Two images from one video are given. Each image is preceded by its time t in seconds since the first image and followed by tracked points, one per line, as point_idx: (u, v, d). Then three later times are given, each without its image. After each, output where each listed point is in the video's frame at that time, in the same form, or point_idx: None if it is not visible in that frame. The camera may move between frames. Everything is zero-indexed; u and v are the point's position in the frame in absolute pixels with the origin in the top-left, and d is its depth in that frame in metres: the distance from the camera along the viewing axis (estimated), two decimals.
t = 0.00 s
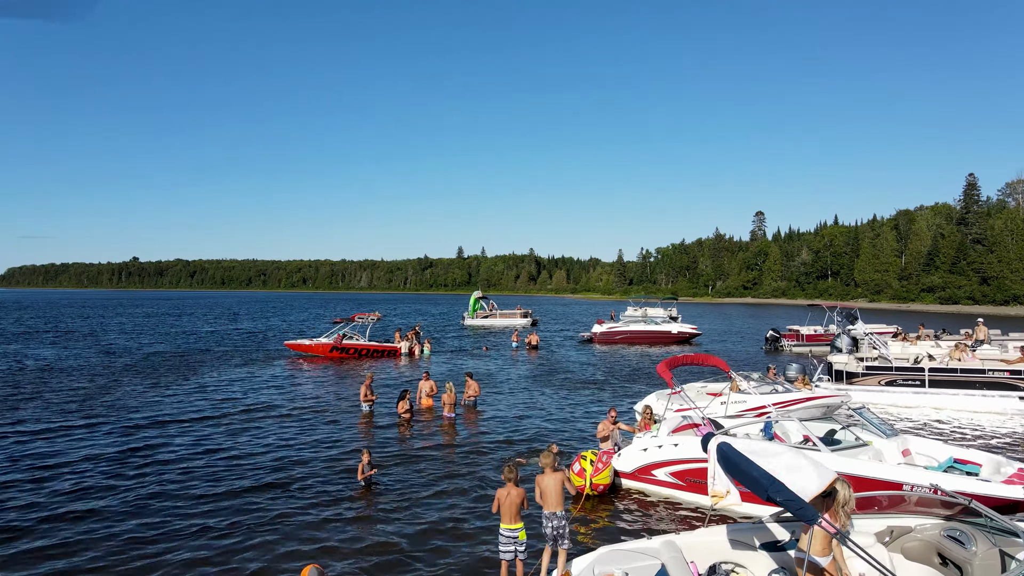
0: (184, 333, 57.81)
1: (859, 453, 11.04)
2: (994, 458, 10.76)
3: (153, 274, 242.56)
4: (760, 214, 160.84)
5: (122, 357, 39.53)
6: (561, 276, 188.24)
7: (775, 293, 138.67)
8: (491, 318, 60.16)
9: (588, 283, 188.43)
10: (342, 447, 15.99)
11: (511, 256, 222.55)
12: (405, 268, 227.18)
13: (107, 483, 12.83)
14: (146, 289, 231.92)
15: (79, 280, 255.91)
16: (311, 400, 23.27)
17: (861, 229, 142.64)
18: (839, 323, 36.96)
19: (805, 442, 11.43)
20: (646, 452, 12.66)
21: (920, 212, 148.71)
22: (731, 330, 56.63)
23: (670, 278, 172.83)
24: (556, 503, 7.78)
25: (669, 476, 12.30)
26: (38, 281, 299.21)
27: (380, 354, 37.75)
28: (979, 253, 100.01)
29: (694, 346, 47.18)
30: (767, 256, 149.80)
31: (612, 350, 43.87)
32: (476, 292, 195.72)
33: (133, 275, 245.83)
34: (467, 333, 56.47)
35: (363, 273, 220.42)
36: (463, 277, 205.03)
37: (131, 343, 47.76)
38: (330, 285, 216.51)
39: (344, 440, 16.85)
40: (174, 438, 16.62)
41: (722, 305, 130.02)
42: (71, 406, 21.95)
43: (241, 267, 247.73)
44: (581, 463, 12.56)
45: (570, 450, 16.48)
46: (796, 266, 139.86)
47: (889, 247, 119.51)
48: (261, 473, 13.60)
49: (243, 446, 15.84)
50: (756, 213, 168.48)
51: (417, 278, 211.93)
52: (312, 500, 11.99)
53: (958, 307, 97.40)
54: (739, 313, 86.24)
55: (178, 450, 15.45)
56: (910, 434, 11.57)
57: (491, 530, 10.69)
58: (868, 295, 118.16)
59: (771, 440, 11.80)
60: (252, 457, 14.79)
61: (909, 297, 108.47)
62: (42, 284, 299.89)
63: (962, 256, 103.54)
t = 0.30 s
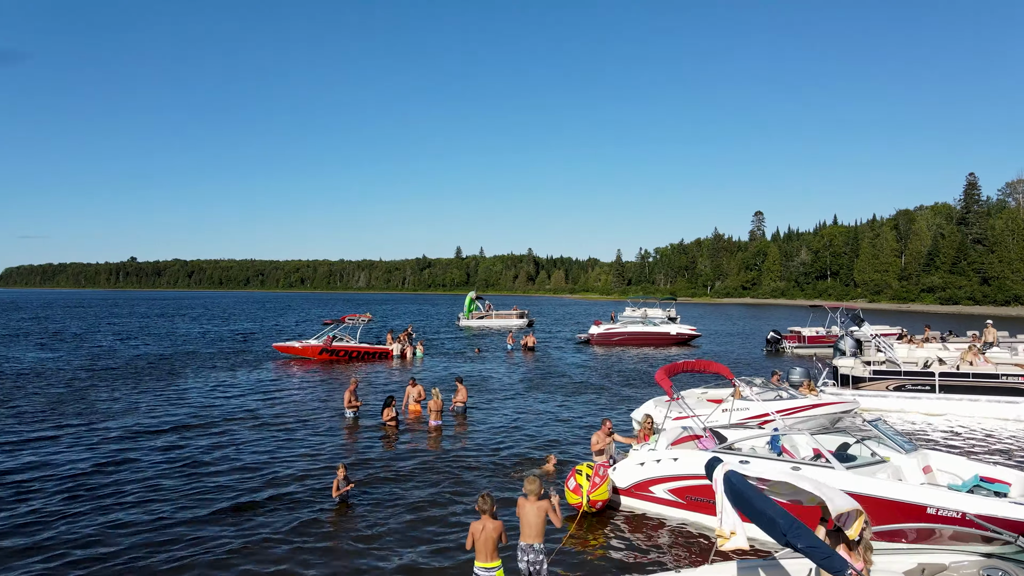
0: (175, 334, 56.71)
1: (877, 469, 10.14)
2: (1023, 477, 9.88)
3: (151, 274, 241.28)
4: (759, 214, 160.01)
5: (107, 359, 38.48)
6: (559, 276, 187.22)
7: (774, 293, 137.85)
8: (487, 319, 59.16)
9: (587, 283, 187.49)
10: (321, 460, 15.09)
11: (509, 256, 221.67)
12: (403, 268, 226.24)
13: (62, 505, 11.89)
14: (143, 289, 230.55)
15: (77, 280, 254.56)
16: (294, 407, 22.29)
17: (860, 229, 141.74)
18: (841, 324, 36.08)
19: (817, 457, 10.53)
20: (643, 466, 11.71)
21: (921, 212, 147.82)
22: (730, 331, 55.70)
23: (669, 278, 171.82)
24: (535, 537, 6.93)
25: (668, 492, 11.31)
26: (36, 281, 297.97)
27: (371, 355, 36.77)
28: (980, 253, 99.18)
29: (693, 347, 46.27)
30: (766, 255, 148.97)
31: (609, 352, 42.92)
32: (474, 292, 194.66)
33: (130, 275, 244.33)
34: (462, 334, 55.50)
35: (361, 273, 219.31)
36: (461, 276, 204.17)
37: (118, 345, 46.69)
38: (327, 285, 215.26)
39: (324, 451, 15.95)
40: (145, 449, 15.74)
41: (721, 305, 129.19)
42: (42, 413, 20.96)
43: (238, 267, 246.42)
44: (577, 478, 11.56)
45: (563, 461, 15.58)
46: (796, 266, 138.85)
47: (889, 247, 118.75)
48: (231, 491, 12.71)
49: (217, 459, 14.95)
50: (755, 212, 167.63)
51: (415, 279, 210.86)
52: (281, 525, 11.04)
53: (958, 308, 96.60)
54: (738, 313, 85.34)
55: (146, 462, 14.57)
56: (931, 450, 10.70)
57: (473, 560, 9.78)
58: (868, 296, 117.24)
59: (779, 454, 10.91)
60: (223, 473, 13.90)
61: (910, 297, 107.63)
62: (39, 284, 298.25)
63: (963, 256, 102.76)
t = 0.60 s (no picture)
0: (163, 335, 55.64)
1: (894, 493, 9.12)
2: None
3: (148, 274, 240.13)
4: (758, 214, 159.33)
5: (89, 361, 37.43)
6: (558, 276, 186.32)
7: (773, 293, 137.04)
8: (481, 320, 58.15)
9: (585, 283, 186.64)
10: (290, 474, 14.12)
11: (508, 256, 220.80)
12: (401, 267, 225.39)
13: None
14: (140, 289, 229.39)
15: (74, 280, 253.43)
16: (271, 413, 21.30)
17: (859, 228, 140.89)
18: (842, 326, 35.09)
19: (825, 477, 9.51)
20: (633, 484, 10.68)
21: (920, 212, 146.97)
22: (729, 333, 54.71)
23: (667, 278, 170.92)
24: None
25: (661, 515, 10.26)
26: (33, 281, 296.74)
27: (359, 358, 35.74)
28: (980, 253, 98.35)
29: (690, 349, 45.26)
30: (765, 255, 148.12)
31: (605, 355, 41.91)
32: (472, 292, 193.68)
33: (128, 275, 243.07)
34: (456, 335, 54.50)
35: (358, 273, 218.41)
36: (459, 277, 203.23)
37: (104, 346, 45.67)
38: (325, 285, 214.22)
39: (294, 463, 14.97)
40: (104, 461, 14.77)
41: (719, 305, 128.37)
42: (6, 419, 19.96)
43: (236, 267, 245.29)
44: (563, 499, 10.47)
45: (549, 474, 14.61)
46: (795, 266, 137.93)
47: (888, 247, 118.02)
48: (186, 510, 11.76)
49: (177, 473, 13.97)
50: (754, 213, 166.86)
51: (413, 279, 209.88)
52: (234, 551, 10.09)
53: (958, 308, 95.72)
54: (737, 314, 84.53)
55: (102, 476, 13.61)
56: (949, 467, 9.72)
57: None
58: (867, 296, 116.27)
59: (783, 473, 9.86)
60: (182, 488, 12.95)
61: (909, 297, 106.71)
62: (36, 284, 296.83)
63: (962, 256, 101.98)
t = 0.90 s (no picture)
0: (151, 337, 54.64)
1: (907, 520, 8.10)
2: None
3: (146, 274, 238.99)
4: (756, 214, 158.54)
5: (68, 364, 36.44)
6: (555, 276, 185.37)
7: (770, 293, 136.20)
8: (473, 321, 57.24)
9: (582, 284, 185.76)
10: (251, 494, 13.12)
11: (505, 256, 219.90)
12: (398, 267, 224.43)
13: None
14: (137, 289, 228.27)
15: (71, 279, 252.25)
16: (244, 423, 20.30)
17: (858, 228, 140.04)
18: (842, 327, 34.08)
19: (830, 502, 8.45)
20: (617, 507, 9.62)
21: (919, 212, 146.18)
22: (726, 334, 53.71)
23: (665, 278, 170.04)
24: None
25: (646, 546, 9.22)
26: (30, 281, 295.48)
27: (345, 361, 34.70)
28: (979, 253, 97.49)
29: (687, 351, 44.24)
30: (763, 255, 147.27)
31: (598, 357, 40.93)
32: (469, 292, 192.63)
33: (125, 274, 241.85)
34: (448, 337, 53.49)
35: (356, 273, 217.50)
36: (456, 277, 202.25)
37: (88, 349, 44.67)
38: (322, 286, 213.13)
39: (256, 480, 13.95)
40: (52, 481, 13.77)
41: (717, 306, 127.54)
42: None
43: (233, 267, 244.19)
44: (536, 528, 9.50)
45: (530, 493, 13.59)
46: (792, 266, 137.13)
47: (887, 248, 117.22)
48: (128, 536, 10.77)
49: (128, 494, 12.94)
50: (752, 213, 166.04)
51: (410, 279, 208.90)
52: None
53: (957, 308, 94.84)
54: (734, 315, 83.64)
55: (48, 497, 12.66)
56: (967, 491, 8.73)
57: None
58: (865, 296, 115.31)
59: (783, 497, 8.83)
60: (130, 511, 11.95)
61: (907, 297, 105.81)
62: (33, 284, 295.54)
63: (961, 256, 101.14)
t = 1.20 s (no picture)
0: (139, 338, 53.60)
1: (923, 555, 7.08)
2: None
3: (142, 275, 237.67)
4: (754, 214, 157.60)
5: (47, 368, 35.42)
6: (553, 276, 184.34)
7: (768, 293, 135.32)
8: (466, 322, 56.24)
9: (580, 284, 184.77)
10: (201, 519, 12.06)
11: (503, 256, 218.86)
12: (396, 267, 223.21)
13: None
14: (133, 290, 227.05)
15: (67, 280, 250.88)
16: (214, 432, 19.31)
17: (856, 229, 139.09)
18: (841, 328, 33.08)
19: (833, 533, 7.44)
20: (593, 534, 8.57)
21: (917, 212, 145.28)
22: (723, 335, 52.69)
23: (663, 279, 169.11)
24: None
25: None
26: (27, 281, 294.24)
27: (329, 364, 33.69)
28: (978, 253, 96.54)
29: (682, 353, 43.23)
30: (760, 255, 146.33)
31: (591, 360, 39.95)
32: (466, 292, 191.42)
33: (122, 274, 240.54)
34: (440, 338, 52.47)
35: (352, 273, 216.38)
36: (453, 277, 201.16)
37: (71, 351, 43.69)
38: (318, 286, 212.05)
39: (212, 501, 12.91)
40: None
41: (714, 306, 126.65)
42: None
43: (231, 267, 243.08)
44: (496, 560, 8.83)
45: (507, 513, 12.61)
46: (790, 266, 136.13)
47: (885, 248, 116.34)
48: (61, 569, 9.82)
49: (71, 518, 11.98)
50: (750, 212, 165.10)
51: (407, 279, 207.84)
52: None
53: (956, 309, 93.88)
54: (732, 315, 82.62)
55: None
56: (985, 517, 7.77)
57: None
58: (863, 297, 114.26)
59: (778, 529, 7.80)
60: (69, 539, 11.00)
61: (905, 298, 104.88)
62: (29, 284, 294.16)
63: (960, 256, 100.22)
